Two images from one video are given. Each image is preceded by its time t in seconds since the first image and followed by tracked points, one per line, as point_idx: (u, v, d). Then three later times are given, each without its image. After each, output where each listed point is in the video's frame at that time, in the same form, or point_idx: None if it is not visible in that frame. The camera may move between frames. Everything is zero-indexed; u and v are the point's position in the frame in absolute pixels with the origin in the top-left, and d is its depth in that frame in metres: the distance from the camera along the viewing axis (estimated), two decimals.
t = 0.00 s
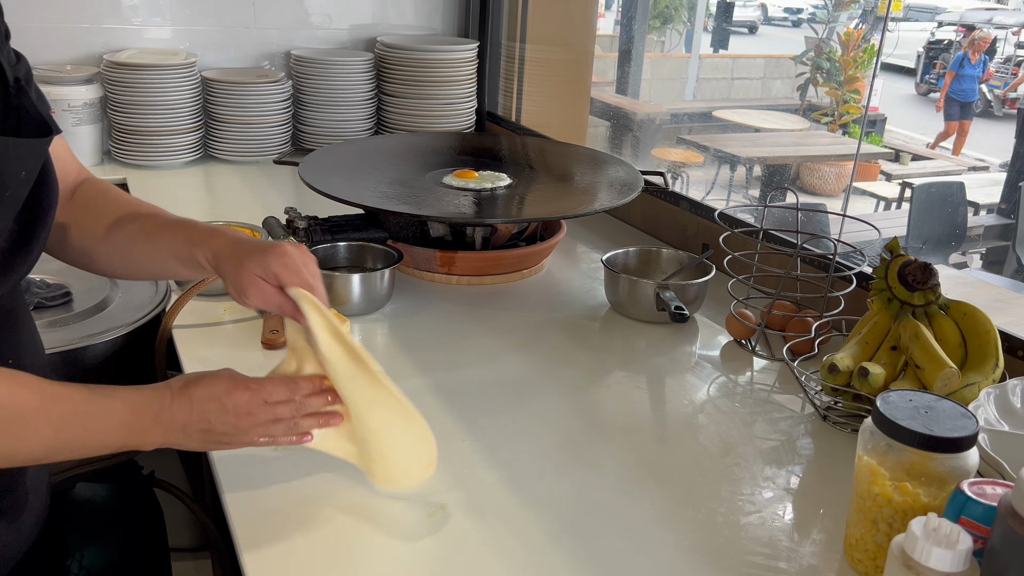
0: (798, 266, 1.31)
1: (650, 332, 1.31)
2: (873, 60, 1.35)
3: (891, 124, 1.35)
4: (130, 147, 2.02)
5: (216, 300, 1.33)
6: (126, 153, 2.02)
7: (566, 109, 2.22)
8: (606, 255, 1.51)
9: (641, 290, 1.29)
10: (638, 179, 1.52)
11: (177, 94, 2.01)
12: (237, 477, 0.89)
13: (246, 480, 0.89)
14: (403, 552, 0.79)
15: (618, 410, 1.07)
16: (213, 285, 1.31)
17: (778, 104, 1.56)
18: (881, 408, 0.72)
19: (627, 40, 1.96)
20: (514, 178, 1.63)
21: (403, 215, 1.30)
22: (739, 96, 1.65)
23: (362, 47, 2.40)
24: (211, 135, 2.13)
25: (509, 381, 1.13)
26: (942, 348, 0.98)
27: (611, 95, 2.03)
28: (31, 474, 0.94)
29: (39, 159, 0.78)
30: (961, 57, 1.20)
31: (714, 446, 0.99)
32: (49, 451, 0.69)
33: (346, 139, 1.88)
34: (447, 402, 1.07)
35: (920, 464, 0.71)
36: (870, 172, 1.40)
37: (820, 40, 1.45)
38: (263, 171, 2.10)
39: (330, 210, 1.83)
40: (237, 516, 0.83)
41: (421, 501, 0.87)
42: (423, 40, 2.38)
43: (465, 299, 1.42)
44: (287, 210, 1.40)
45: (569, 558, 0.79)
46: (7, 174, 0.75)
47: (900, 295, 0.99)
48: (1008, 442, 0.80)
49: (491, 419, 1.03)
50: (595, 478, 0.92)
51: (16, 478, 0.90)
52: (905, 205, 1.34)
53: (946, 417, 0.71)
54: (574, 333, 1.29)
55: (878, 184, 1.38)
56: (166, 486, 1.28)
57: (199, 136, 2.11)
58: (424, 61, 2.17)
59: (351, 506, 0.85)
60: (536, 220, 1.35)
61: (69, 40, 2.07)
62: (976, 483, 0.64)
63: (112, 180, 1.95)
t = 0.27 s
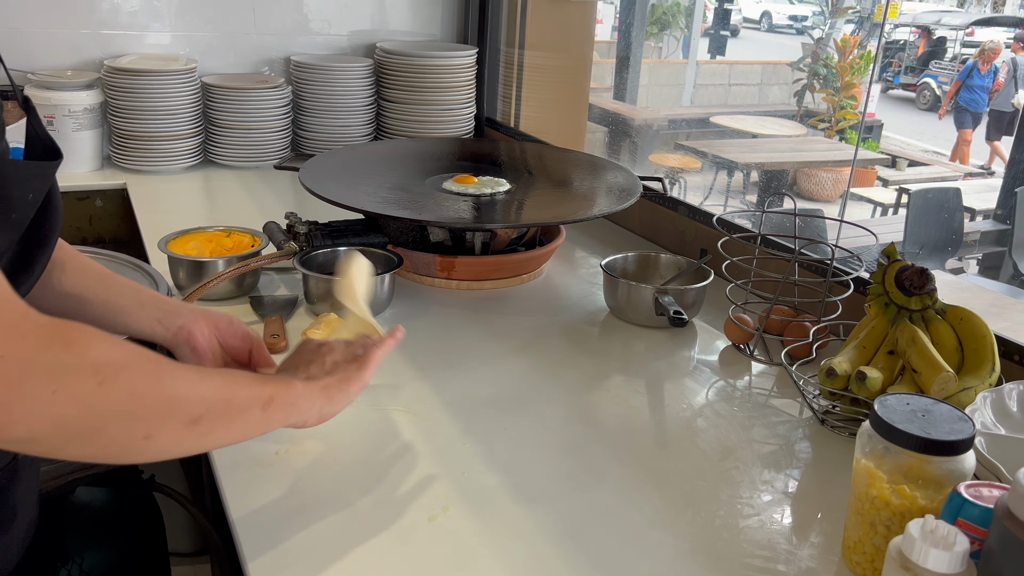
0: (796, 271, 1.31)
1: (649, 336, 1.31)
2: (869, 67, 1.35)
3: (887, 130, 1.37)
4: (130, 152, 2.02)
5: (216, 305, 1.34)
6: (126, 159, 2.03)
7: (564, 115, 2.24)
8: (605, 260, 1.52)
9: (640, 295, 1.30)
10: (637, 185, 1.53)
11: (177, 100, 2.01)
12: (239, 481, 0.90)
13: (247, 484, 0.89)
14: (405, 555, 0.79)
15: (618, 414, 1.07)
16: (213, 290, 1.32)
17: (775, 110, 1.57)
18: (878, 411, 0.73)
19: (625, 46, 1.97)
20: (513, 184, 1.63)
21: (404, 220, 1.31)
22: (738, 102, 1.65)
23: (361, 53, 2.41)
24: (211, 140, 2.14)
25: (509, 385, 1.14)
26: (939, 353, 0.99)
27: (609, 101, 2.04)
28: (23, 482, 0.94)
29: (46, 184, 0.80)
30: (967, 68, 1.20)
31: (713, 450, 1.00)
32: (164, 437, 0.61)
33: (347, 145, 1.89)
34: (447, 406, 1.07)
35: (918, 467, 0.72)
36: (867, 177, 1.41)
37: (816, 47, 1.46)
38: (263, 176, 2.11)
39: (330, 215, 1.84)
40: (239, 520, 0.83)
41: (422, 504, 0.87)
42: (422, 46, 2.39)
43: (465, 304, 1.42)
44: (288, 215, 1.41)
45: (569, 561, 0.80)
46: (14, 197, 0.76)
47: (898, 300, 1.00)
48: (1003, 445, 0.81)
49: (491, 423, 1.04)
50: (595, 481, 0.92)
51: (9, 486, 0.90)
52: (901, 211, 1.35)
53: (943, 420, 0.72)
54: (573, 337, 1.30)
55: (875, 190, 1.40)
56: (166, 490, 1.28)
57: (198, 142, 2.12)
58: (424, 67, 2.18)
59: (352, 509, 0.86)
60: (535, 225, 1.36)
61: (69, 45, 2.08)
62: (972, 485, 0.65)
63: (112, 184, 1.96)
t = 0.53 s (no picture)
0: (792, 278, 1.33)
1: (647, 343, 1.32)
2: (865, 74, 1.36)
3: (884, 138, 1.38)
4: (131, 160, 2.03)
5: (218, 311, 1.35)
6: (128, 166, 2.04)
7: (562, 123, 2.25)
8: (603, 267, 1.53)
9: (639, 302, 1.31)
10: (635, 193, 1.54)
11: (179, 109, 2.03)
12: (242, 486, 0.91)
13: (250, 489, 0.90)
14: (406, 560, 0.80)
15: (617, 420, 1.08)
16: (215, 297, 1.33)
17: (772, 117, 1.60)
18: (874, 417, 0.74)
19: (623, 55, 1.99)
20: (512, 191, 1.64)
21: (404, 227, 1.32)
22: (734, 109, 1.69)
23: (361, 61, 2.43)
24: (211, 148, 2.15)
25: (509, 391, 1.15)
26: (934, 360, 1.00)
27: (607, 109, 2.05)
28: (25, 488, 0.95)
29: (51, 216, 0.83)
30: (979, 78, 1.18)
31: (711, 455, 1.01)
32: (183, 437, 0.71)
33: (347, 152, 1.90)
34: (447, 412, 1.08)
35: (913, 472, 0.73)
36: (863, 185, 1.44)
37: (813, 55, 1.48)
38: (263, 184, 2.12)
39: (330, 222, 1.85)
40: (242, 524, 0.84)
41: (424, 509, 0.88)
42: (422, 54, 2.41)
43: (465, 311, 1.43)
44: (289, 222, 1.42)
45: (569, 565, 0.80)
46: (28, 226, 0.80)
47: (893, 306, 1.02)
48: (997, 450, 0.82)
49: (491, 428, 1.05)
50: (594, 486, 0.93)
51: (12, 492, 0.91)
52: (898, 217, 1.37)
53: (937, 426, 0.73)
54: (572, 344, 1.31)
55: (873, 198, 1.42)
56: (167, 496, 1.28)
57: (199, 149, 2.13)
58: (423, 76, 2.20)
59: (354, 514, 0.87)
60: (534, 233, 1.37)
61: (71, 54, 2.09)
62: (965, 489, 0.66)
63: (113, 192, 1.97)
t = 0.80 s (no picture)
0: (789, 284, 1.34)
1: (644, 349, 1.33)
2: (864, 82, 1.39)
3: (880, 145, 1.42)
4: (131, 167, 2.04)
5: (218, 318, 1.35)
6: (128, 173, 2.05)
7: (560, 129, 2.26)
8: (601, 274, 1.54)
9: (636, 308, 1.32)
10: (633, 200, 1.55)
11: (179, 115, 2.04)
12: (244, 491, 0.91)
13: (250, 493, 0.91)
14: (405, 563, 0.81)
15: (614, 425, 1.09)
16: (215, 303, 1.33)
17: (768, 124, 1.60)
18: (867, 421, 0.75)
19: (620, 63, 2.01)
20: (510, 198, 1.66)
21: (403, 234, 1.33)
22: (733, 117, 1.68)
23: (360, 69, 2.44)
24: (211, 155, 2.16)
25: (507, 396, 1.16)
26: (929, 365, 1.01)
27: (605, 116, 2.06)
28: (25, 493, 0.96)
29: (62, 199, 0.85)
30: (989, 85, 1.18)
31: (708, 460, 1.02)
32: (101, 465, 0.70)
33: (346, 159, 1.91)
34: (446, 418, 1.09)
35: (906, 476, 0.73)
36: (861, 191, 1.47)
37: (810, 62, 1.49)
38: (263, 191, 2.13)
39: (329, 229, 1.86)
40: (243, 529, 0.85)
41: (423, 513, 0.89)
42: (421, 62, 2.43)
43: (463, 317, 1.44)
44: (289, 229, 1.43)
45: (567, 569, 0.81)
46: (35, 213, 0.82)
47: (888, 313, 1.02)
48: (991, 455, 0.83)
49: (489, 434, 1.05)
50: (592, 490, 0.94)
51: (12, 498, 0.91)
52: (895, 224, 1.39)
53: (931, 430, 0.73)
54: (571, 350, 1.32)
55: (869, 204, 1.46)
56: (167, 502, 1.29)
57: (199, 156, 2.14)
58: (422, 84, 2.21)
59: (353, 519, 0.87)
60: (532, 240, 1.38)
61: (72, 62, 2.11)
62: (957, 493, 0.67)
63: (113, 199, 1.98)
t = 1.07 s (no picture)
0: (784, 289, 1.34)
1: (641, 353, 1.34)
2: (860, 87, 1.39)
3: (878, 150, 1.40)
4: (130, 174, 2.05)
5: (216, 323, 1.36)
6: (126, 180, 2.06)
7: (557, 135, 2.27)
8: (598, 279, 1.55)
9: (632, 312, 1.33)
10: (629, 206, 1.56)
11: (178, 122, 2.05)
12: (242, 496, 0.92)
13: (247, 498, 0.91)
14: (402, 565, 0.81)
15: (611, 429, 1.09)
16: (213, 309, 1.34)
17: (768, 131, 1.60)
18: (861, 424, 0.75)
19: (617, 69, 2.02)
20: (507, 204, 1.66)
21: (400, 240, 1.34)
22: (729, 123, 1.70)
23: (358, 76, 2.45)
24: (210, 161, 2.17)
25: (504, 401, 1.16)
26: (923, 369, 1.02)
27: (602, 122, 2.08)
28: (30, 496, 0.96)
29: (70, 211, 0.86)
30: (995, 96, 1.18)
31: (703, 464, 1.02)
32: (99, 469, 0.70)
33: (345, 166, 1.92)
34: (443, 422, 1.09)
35: (899, 478, 0.74)
36: (861, 198, 1.44)
37: (807, 69, 1.50)
38: (261, 197, 2.14)
39: (328, 235, 1.86)
40: (241, 532, 0.85)
41: (420, 517, 0.89)
42: (419, 69, 2.44)
43: (461, 322, 1.45)
44: (287, 235, 1.44)
45: (563, 571, 0.82)
46: (43, 225, 0.83)
47: (882, 317, 1.03)
48: (983, 457, 0.84)
49: (486, 438, 1.06)
50: (588, 494, 0.95)
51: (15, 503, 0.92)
52: (892, 229, 1.38)
53: (923, 433, 0.74)
54: (568, 354, 1.32)
55: (867, 210, 1.43)
56: (165, 507, 1.29)
57: (198, 163, 2.15)
58: (420, 90, 2.22)
59: (351, 522, 0.88)
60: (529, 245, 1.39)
61: (71, 69, 2.12)
62: (949, 494, 0.68)
63: (112, 206, 1.98)
